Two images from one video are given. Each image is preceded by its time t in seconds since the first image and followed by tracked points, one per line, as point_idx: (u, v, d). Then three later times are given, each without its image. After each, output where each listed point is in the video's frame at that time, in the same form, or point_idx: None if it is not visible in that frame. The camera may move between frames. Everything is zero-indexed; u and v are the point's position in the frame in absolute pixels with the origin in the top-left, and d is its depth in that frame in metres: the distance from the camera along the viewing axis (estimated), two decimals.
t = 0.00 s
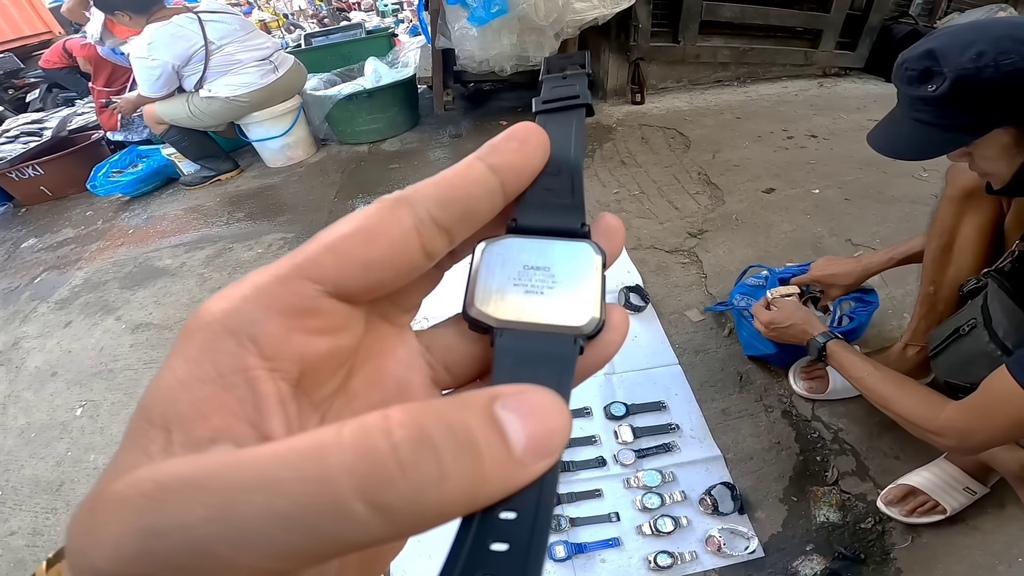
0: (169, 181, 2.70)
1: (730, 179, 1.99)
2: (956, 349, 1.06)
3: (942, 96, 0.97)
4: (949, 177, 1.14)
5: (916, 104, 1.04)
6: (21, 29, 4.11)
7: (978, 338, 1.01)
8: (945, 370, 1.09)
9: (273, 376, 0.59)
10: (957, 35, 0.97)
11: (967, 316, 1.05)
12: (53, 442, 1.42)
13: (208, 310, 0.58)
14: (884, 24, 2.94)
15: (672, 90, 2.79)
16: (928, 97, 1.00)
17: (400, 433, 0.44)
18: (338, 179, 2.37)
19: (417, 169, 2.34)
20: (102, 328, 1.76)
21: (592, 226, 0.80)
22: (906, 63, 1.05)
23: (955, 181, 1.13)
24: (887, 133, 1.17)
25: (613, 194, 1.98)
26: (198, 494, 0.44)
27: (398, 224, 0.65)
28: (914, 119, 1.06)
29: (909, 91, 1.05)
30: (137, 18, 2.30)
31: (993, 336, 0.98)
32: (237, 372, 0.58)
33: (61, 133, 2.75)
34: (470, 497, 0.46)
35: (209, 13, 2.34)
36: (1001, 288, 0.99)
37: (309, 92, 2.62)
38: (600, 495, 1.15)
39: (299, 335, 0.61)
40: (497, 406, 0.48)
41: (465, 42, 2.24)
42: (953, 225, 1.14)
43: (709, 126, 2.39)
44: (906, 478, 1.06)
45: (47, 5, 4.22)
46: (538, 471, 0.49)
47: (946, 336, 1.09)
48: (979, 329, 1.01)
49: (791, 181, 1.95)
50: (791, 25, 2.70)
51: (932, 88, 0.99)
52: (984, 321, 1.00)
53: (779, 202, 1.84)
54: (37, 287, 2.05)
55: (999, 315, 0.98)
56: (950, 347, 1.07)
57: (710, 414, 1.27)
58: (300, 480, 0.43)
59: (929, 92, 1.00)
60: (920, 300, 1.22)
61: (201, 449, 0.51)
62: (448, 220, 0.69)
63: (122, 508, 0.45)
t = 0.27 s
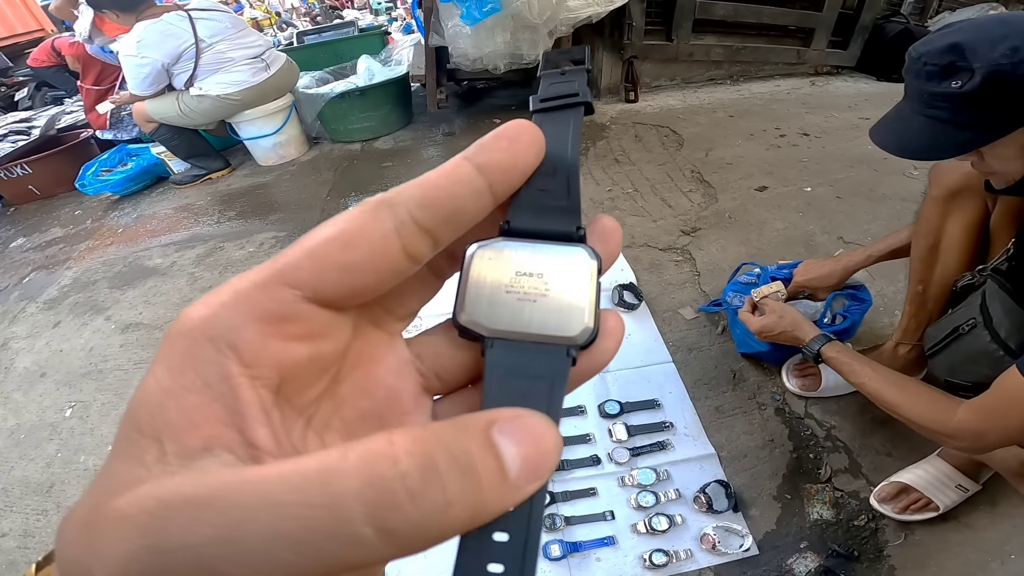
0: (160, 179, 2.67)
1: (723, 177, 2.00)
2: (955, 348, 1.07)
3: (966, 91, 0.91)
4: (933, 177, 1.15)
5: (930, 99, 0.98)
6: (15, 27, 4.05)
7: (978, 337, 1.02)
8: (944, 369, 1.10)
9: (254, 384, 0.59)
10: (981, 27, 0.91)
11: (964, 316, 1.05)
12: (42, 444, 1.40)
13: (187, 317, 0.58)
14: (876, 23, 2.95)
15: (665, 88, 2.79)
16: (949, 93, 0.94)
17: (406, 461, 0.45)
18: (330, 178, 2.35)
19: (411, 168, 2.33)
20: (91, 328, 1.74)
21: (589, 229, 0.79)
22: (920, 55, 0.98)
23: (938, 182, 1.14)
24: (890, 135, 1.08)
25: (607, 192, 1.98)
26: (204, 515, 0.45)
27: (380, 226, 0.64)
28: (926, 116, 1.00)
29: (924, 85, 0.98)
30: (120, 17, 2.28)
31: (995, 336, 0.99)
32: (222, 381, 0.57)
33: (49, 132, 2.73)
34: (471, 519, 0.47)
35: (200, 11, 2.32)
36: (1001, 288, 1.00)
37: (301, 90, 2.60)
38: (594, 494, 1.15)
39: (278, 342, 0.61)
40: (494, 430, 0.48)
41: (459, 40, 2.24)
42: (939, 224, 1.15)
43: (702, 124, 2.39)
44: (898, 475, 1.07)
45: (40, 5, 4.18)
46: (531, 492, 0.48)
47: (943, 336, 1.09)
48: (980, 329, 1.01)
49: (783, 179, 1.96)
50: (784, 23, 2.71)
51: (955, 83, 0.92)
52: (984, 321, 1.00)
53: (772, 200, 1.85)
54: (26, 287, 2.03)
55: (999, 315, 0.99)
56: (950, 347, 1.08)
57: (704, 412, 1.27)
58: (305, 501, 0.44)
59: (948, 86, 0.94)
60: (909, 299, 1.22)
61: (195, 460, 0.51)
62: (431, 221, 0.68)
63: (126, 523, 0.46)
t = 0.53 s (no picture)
0: (150, 180, 2.65)
1: (715, 179, 2.00)
2: (945, 352, 1.07)
3: (988, 90, 0.88)
4: (918, 181, 1.15)
5: (945, 99, 0.95)
6: (10, 25, 4.01)
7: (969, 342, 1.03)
8: (934, 373, 1.11)
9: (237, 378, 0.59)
10: (1001, 25, 0.89)
11: (953, 321, 1.06)
12: (27, 447, 1.38)
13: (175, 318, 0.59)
14: (867, 26, 2.98)
15: (658, 91, 2.80)
16: (971, 91, 0.90)
17: (404, 463, 0.45)
18: (323, 179, 2.34)
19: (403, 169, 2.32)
20: (78, 329, 1.72)
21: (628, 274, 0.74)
22: (932, 52, 0.95)
23: (923, 186, 1.14)
24: (893, 137, 1.06)
25: (599, 194, 1.98)
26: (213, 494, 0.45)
27: (339, 213, 0.67)
28: (940, 116, 0.97)
29: (938, 83, 0.95)
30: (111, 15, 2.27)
31: (988, 342, 0.99)
32: (206, 376, 0.57)
33: (38, 132, 2.70)
34: (455, 523, 0.46)
35: (190, 11, 2.31)
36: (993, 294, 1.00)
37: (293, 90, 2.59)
38: (587, 496, 1.14)
39: (257, 334, 0.62)
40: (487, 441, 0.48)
41: (453, 41, 2.23)
42: (924, 229, 1.15)
43: (695, 127, 2.40)
44: (888, 476, 1.07)
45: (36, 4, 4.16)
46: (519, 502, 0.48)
47: (932, 340, 1.10)
48: (970, 334, 1.02)
49: (775, 182, 1.96)
50: (776, 26, 2.72)
51: (978, 81, 0.89)
52: (975, 325, 1.01)
53: (764, 203, 1.85)
54: (12, 288, 2.01)
55: (989, 320, 0.99)
56: (940, 350, 1.08)
57: (696, 414, 1.27)
58: (319, 491, 0.44)
59: (967, 85, 0.91)
60: (896, 302, 1.23)
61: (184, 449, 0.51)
62: (389, 205, 0.69)
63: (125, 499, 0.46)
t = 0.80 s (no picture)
0: (170, 179, 2.70)
1: (729, 193, 2.00)
2: (955, 370, 1.06)
3: (1000, 108, 0.88)
4: (929, 199, 1.14)
5: (954, 118, 0.95)
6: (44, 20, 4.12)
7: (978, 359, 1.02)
8: (944, 391, 1.10)
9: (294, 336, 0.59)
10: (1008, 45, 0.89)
11: (961, 339, 1.06)
12: (39, 439, 1.41)
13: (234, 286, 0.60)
14: (886, 40, 2.97)
15: (673, 103, 2.81)
16: (982, 110, 0.90)
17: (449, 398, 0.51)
18: (339, 182, 2.37)
19: (418, 175, 2.34)
20: (95, 324, 1.75)
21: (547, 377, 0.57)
22: (939, 72, 0.95)
23: (935, 205, 1.13)
24: (904, 158, 1.05)
25: (612, 205, 1.99)
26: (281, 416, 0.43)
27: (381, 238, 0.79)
28: (950, 136, 0.96)
29: (945, 103, 0.95)
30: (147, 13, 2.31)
31: (995, 359, 0.99)
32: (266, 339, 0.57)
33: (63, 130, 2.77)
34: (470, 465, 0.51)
35: (219, 13, 2.35)
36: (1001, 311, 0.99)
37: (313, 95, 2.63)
38: (593, 503, 1.15)
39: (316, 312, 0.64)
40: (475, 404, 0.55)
41: (470, 50, 2.23)
42: (936, 247, 1.14)
43: (709, 140, 2.40)
44: (894, 491, 1.07)
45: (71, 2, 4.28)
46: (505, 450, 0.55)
47: (942, 358, 1.09)
48: (979, 351, 1.01)
49: (789, 196, 1.96)
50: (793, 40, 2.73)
51: (988, 99, 0.89)
52: (983, 343, 1.00)
53: (777, 217, 1.85)
54: (31, 281, 2.05)
55: (997, 338, 0.99)
56: (949, 368, 1.08)
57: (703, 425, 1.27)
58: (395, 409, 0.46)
59: (976, 104, 0.91)
60: (907, 319, 1.22)
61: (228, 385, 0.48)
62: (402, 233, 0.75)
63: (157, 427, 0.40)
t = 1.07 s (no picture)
0: (208, 168, 2.78)
1: (761, 203, 1.98)
2: (988, 390, 1.03)
3: None
4: (972, 215, 1.12)
5: (1003, 132, 0.93)
6: (99, 11, 4.28)
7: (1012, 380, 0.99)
8: (975, 410, 1.07)
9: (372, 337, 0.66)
10: None
11: (997, 358, 1.02)
12: (69, 418, 1.46)
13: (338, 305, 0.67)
14: (931, 53, 2.89)
15: (707, 110, 2.79)
16: None
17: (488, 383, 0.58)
18: (370, 177, 2.41)
19: (448, 173, 2.37)
20: (130, 306, 1.81)
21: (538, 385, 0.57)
22: (989, 85, 0.94)
23: (977, 221, 1.11)
24: (949, 171, 1.03)
25: (641, 210, 1.98)
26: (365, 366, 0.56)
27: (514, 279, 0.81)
28: (998, 150, 0.95)
29: (994, 117, 0.93)
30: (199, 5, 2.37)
31: None
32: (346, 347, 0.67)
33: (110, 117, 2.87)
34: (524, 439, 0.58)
35: (268, 6, 2.38)
36: None
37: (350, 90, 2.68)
38: (610, 505, 1.14)
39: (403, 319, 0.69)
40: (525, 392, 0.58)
41: (506, 50, 2.26)
42: (975, 264, 1.12)
43: (742, 149, 2.37)
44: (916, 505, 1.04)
45: None
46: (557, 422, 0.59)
47: (975, 377, 1.06)
48: (1013, 372, 0.98)
49: (822, 209, 1.93)
50: (834, 50, 2.68)
51: None
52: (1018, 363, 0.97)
53: (809, 229, 1.82)
54: (71, 262, 2.13)
55: None
56: (983, 387, 1.04)
57: (724, 433, 1.26)
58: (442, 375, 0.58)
59: None
60: (941, 336, 1.19)
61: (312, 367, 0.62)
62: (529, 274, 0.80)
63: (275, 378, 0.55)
